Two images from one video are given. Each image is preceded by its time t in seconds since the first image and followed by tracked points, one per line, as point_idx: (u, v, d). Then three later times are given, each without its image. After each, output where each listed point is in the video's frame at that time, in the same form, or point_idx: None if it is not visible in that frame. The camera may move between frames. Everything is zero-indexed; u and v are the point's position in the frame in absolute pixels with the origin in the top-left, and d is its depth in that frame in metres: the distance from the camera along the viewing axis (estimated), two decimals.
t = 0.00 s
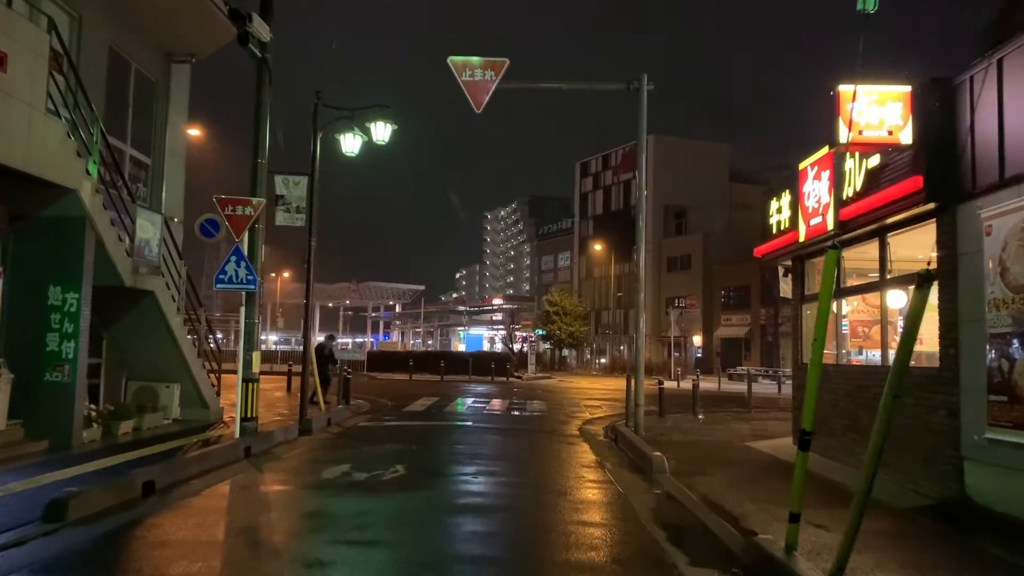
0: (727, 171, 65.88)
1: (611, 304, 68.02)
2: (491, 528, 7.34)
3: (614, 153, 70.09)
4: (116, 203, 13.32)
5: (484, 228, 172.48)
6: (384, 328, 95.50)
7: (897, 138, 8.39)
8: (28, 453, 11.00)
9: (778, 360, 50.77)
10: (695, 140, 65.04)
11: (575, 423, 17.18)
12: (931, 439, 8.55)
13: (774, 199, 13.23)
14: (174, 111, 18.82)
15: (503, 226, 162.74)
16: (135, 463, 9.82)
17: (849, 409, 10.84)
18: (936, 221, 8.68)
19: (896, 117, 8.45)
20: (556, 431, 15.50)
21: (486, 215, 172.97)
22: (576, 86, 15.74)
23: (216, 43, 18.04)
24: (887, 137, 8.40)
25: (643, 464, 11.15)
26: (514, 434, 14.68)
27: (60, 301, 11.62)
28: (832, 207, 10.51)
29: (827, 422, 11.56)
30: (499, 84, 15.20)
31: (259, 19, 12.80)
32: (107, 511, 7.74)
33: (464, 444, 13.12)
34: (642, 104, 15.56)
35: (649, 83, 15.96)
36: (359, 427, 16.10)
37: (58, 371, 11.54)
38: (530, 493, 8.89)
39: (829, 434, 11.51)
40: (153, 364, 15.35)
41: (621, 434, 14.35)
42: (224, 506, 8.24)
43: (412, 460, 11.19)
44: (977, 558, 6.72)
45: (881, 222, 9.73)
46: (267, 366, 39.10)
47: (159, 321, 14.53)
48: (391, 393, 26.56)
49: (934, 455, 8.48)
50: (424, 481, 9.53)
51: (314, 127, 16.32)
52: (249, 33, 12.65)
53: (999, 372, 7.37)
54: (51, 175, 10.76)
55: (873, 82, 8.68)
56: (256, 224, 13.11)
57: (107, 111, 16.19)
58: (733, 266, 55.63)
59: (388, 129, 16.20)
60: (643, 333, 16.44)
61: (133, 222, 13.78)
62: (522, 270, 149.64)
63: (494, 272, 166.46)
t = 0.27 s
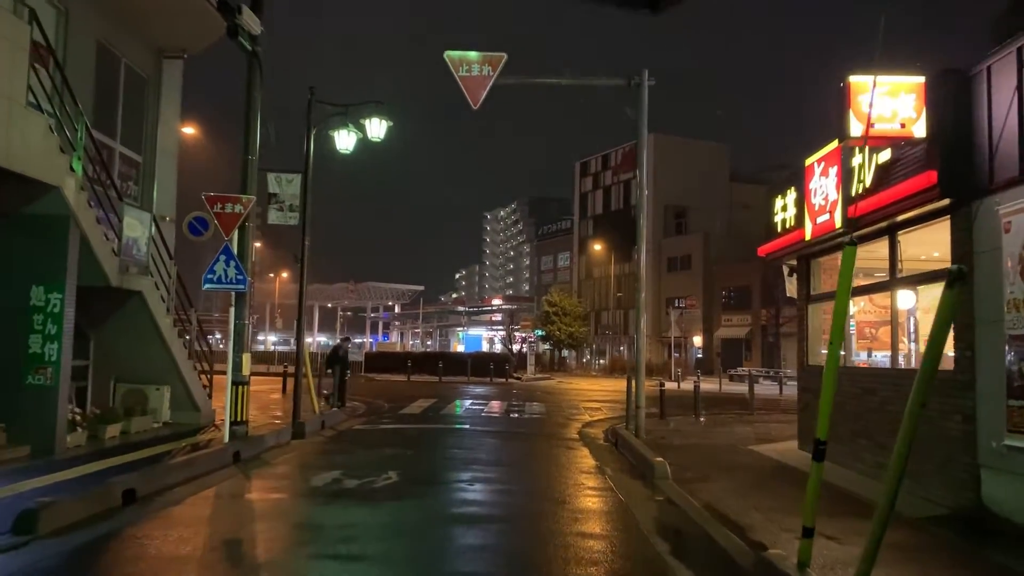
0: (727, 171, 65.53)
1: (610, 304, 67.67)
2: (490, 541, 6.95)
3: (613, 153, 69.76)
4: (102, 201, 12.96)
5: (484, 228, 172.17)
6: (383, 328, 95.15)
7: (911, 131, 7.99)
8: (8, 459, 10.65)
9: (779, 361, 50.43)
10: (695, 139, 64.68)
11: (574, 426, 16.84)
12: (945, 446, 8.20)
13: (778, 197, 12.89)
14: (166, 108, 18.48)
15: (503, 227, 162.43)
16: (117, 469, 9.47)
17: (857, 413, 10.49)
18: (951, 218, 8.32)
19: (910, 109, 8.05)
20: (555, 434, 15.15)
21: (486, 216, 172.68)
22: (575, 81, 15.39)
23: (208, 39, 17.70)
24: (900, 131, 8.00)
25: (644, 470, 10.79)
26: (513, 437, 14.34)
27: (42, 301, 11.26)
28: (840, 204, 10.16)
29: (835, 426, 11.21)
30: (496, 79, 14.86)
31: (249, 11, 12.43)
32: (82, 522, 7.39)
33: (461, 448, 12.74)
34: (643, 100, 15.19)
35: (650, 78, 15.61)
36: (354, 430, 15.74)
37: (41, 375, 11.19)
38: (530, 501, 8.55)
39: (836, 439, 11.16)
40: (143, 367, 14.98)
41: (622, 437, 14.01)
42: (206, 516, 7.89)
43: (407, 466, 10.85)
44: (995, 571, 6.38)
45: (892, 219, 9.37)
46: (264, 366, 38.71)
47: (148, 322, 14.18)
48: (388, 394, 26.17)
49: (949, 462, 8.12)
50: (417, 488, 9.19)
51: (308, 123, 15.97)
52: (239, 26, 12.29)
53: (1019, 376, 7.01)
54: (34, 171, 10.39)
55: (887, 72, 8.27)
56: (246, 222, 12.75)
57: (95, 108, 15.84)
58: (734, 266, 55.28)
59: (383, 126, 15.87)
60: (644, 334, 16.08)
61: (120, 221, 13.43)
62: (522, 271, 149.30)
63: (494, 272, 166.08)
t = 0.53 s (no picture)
0: (727, 169, 65.21)
1: (610, 304, 67.33)
2: (490, 548, 6.59)
3: (613, 151, 69.43)
4: (88, 194, 12.58)
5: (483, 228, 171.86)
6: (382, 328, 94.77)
7: (926, 117, 7.64)
8: None
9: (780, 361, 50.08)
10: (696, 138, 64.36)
11: (574, 426, 16.49)
12: (961, 447, 7.88)
13: (784, 190, 12.55)
14: (158, 101, 18.09)
15: (502, 227, 162.15)
16: (99, 470, 9.14)
17: (866, 412, 10.14)
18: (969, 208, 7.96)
19: (925, 95, 7.70)
20: (555, 435, 14.80)
21: (486, 216, 172.37)
22: (575, 72, 15.02)
23: (200, 31, 17.33)
24: (915, 116, 7.64)
25: (646, 471, 10.45)
26: (512, 438, 13.99)
27: (25, 297, 10.91)
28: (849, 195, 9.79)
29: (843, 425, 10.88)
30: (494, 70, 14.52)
31: None
32: (57, 528, 7.06)
33: (456, 449, 12.38)
34: (644, 92, 14.85)
35: (651, 70, 15.26)
36: (350, 430, 15.38)
37: (23, 373, 10.86)
38: (529, 505, 8.19)
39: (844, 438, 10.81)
40: (132, 365, 14.64)
41: (623, 437, 13.67)
42: (188, 521, 7.56)
43: (401, 467, 10.49)
44: None
45: (905, 209, 9.00)
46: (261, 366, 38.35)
47: (136, 319, 13.81)
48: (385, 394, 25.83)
49: (965, 463, 7.80)
50: (412, 491, 8.83)
51: (302, 117, 15.64)
52: (229, 14, 11.93)
53: None
54: (17, 163, 10.02)
55: (901, 55, 7.95)
56: (236, 216, 12.40)
57: (83, 100, 15.48)
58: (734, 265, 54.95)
59: (379, 118, 15.52)
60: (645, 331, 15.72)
61: (108, 215, 13.08)
62: (521, 270, 148.94)
63: (493, 272, 165.68)
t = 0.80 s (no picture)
0: (728, 169, 64.90)
1: (610, 304, 66.98)
2: (487, 564, 6.20)
3: (613, 151, 69.11)
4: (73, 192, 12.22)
5: (483, 229, 171.54)
6: (381, 329, 94.39)
7: (941, 109, 7.45)
8: None
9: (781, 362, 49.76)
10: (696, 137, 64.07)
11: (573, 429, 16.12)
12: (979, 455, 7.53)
13: (790, 187, 12.19)
14: (149, 98, 17.72)
15: (502, 227, 161.88)
16: (80, 477, 8.80)
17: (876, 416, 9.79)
18: (988, 204, 7.62)
19: (941, 85, 7.48)
20: (555, 438, 14.43)
21: (485, 216, 172.02)
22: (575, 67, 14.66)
23: (192, 26, 16.98)
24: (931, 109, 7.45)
25: (649, 478, 10.08)
26: (510, 442, 13.62)
27: (6, 298, 10.57)
28: (858, 191, 9.44)
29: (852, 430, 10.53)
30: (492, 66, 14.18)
31: None
32: (29, 540, 6.72)
33: (454, 454, 11.98)
34: (645, 88, 14.50)
35: (652, 65, 14.91)
36: (344, 433, 15.01)
37: (4, 376, 10.53)
38: (528, 515, 7.82)
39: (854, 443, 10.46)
40: (120, 367, 14.29)
41: (624, 441, 13.30)
42: (169, 533, 7.22)
43: (395, 474, 10.12)
44: None
45: (916, 206, 8.64)
46: (257, 367, 38.01)
47: (124, 321, 13.44)
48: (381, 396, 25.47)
49: (983, 472, 7.46)
50: (405, 499, 8.46)
51: (295, 113, 15.31)
52: (218, 6, 11.61)
53: None
54: None
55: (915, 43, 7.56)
56: (226, 214, 12.06)
57: (71, 96, 15.12)
58: (735, 265, 54.64)
59: (373, 115, 15.21)
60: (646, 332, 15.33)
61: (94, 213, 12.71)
62: (520, 271, 148.73)
63: (492, 273, 165.36)
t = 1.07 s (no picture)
0: (728, 167, 64.53)
1: (610, 303, 66.58)
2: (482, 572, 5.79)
3: (612, 149, 68.74)
4: (54, 182, 11.81)
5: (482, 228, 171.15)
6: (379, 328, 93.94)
7: (958, 88, 6.91)
8: None
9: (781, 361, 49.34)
10: (696, 135, 63.71)
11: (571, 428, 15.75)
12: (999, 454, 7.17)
13: (795, 177, 11.79)
14: (138, 89, 17.32)
15: (501, 227, 161.49)
16: (54, 478, 8.43)
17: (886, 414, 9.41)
18: (1004, 191, 7.29)
19: (958, 64, 6.98)
20: (553, 438, 14.05)
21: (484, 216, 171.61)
22: (573, 57, 14.28)
23: (182, 16, 16.59)
24: (948, 88, 6.90)
25: (649, 478, 9.72)
26: (507, 441, 13.23)
27: None
28: (868, 180, 9.06)
29: (859, 429, 10.15)
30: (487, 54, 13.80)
31: None
32: None
33: (449, 455, 11.57)
34: (645, 78, 14.13)
35: (652, 54, 14.53)
36: (336, 432, 14.62)
37: None
38: (530, 519, 7.43)
39: (863, 442, 10.07)
40: (105, 364, 13.93)
41: (623, 441, 12.93)
42: (143, 537, 6.85)
43: (387, 475, 9.71)
44: None
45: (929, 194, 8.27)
46: (253, 366, 37.58)
47: (108, 317, 13.04)
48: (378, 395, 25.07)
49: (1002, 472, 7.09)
50: (398, 501, 8.06)
51: (286, 104, 14.94)
52: None
53: None
54: None
55: (931, 21, 7.18)
56: (212, 205, 11.68)
57: (54, 87, 14.72)
58: (735, 264, 54.27)
59: (366, 106, 14.84)
60: (645, 329, 14.94)
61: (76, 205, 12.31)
62: (520, 270, 148.38)
63: (491, 273, 164.85)
